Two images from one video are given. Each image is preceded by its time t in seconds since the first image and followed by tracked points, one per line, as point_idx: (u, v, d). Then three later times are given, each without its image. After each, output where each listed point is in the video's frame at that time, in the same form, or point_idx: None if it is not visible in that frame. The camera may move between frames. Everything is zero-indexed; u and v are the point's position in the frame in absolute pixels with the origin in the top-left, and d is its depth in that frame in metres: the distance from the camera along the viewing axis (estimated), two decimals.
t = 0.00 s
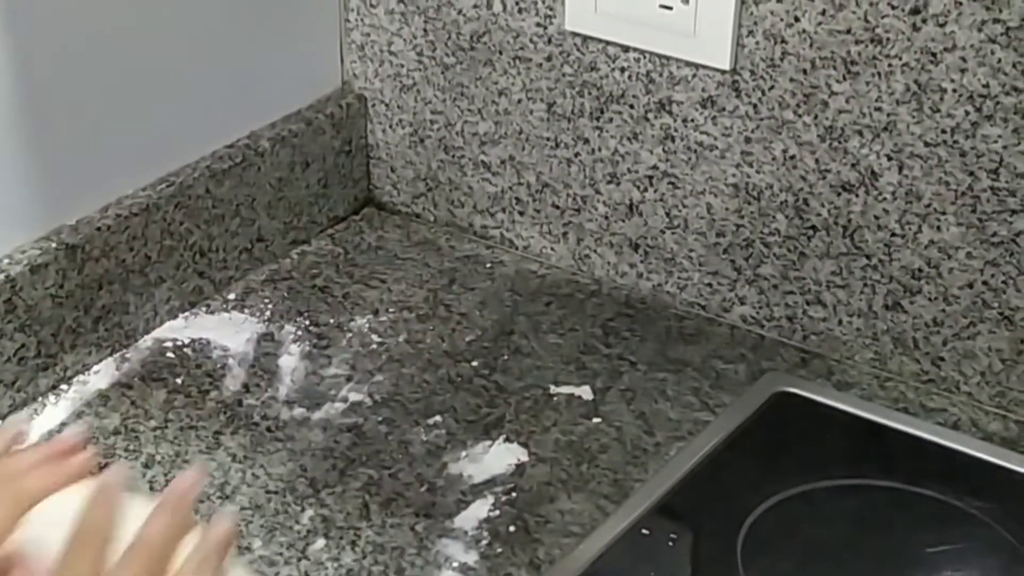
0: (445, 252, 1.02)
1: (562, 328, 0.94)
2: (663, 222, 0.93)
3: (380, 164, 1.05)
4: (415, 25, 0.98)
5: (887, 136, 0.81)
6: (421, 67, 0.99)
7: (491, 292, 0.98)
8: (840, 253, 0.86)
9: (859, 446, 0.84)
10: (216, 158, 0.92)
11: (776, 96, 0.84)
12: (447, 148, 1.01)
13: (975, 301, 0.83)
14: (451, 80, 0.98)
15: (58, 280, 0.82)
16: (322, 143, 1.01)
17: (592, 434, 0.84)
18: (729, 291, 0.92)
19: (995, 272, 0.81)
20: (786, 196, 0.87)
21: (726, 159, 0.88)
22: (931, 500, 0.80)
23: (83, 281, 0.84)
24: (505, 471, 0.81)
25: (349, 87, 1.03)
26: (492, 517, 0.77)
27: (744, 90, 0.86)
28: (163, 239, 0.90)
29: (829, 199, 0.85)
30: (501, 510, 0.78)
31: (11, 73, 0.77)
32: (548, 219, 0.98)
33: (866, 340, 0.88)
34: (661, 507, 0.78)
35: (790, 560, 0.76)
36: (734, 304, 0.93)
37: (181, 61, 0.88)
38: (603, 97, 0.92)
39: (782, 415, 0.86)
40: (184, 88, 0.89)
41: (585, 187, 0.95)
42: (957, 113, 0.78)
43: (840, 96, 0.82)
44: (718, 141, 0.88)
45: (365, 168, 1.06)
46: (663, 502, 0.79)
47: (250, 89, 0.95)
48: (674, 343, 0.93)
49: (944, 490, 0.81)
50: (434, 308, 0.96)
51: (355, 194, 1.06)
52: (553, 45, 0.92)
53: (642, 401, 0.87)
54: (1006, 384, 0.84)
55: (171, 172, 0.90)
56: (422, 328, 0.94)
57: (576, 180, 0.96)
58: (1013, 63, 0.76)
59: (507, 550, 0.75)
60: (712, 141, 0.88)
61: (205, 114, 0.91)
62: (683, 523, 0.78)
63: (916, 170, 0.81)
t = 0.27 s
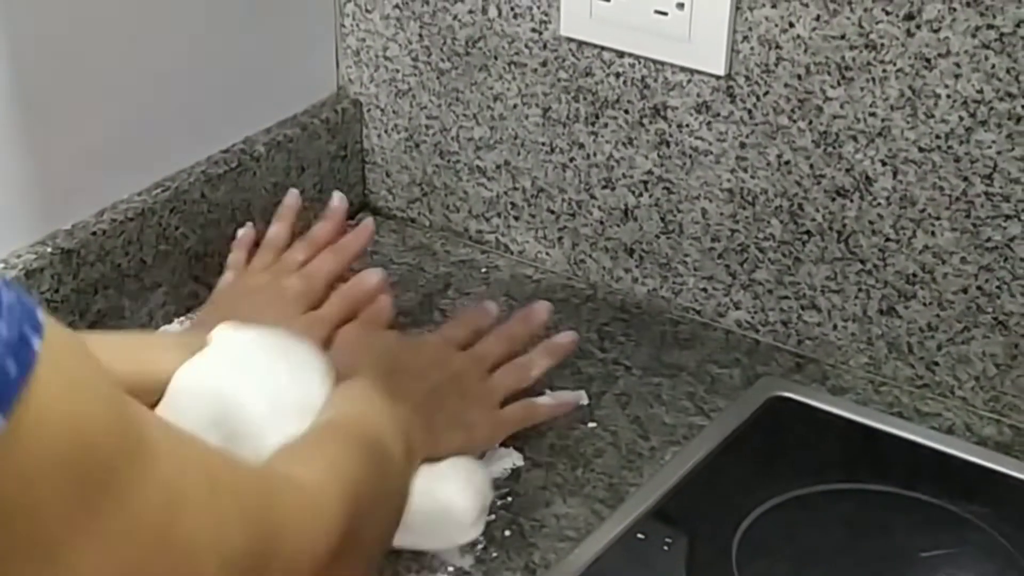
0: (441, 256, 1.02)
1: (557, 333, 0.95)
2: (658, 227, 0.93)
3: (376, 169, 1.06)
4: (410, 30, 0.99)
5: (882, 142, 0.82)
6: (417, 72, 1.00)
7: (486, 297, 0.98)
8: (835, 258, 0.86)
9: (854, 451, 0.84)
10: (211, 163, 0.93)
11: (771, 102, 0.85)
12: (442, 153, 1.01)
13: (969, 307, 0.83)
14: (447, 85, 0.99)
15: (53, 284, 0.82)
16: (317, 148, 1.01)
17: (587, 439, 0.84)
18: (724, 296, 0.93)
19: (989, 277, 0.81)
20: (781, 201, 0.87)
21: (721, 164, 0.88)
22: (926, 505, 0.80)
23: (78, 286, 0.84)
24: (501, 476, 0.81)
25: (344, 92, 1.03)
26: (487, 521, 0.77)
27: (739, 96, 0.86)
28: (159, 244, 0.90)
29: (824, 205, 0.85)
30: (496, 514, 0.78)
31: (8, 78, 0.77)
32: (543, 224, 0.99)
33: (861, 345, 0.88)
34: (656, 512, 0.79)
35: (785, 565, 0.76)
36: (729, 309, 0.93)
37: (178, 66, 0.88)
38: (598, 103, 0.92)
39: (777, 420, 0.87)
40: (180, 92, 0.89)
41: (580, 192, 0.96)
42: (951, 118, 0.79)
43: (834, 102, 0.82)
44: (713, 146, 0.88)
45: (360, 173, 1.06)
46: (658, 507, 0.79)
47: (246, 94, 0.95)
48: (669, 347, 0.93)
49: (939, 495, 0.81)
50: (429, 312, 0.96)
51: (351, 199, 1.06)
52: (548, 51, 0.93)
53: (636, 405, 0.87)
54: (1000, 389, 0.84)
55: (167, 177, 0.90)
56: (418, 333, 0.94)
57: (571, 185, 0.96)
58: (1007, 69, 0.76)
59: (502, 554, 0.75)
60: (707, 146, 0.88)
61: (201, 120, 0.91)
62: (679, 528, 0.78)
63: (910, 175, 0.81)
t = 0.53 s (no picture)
0: (442, 258, 1.02)
1: (559, 334, 0.95)
2: (659, 228, 0.93)
3: (377, 170, 1.06)
4: (412, 32, 0.99)
5: (883, 143, 0.82)
6: (418, 73, 1.00)
7: (487, 298, 0.98)
8: (836, 259, 0.86)
9: (855, 453, 0.84)
10: (213, 164, 0.93)
11: (772, 103, 0.85)
12: (443, 154, 1.01)
13: (971, 308, 0.83)
14: (448, 86, 0.99)
15: (55, 285, 0.82)
16: (318, 149, 1.01)
17: (589, 440, 0.84)
18: (726, 298, 0.93)
19: (990, 278, 0.81)
20: (782, 202, 0.87)
21: (722, 165, 0.88)
22: (927, 507, 0.80)
23: (80, 286, 0.84)
24: (501, 478, 0.81)
25: (346, 93, 1.03)
26: (488, 522, 0.77)
27: (740, 97, 0.86)
28: (160, 245, 0.90)
29: (825, 206, 0.85)
30: (497, 516, 0.78)
31: (7, 77, 0.77)
32: (544, 225, 0.99)
33: (862, 347, 0.88)
34: (657, 513, 0.79)
35: (786, 567, 0.76)
36: (730, 310, 0.93)
37: (178, 67, 0.88)
38: (599, 104, 0.92)
39: (778, 422, 0.87)
40: (181, 94, 0.89)
41: (581, 193, 0.96)
42: (952, 120, 0.79)
43: (836, 103, 0.82)
44: (714, 148, 0.88)
45: (362, 174, 1.06)
46: (659, 508, 0.79)
47: (247, 96, 0.95)
48: (670, 349, 0.93)
49: (940, 497, 0.81)
50: (431, 313, 0.96)
51: (352, 200, 1.06)
52: (549, 52, 0.93)
53: (638, 407, 0.87)
54: (1002, 390, 0.84)
55: (169, 178, 0.90)
56: (419, 334, 0.94)
57: (572, 186, 0.96)
58: (1008, 71, 0.76)
59: (503, 556, 0.75)
60: (708, 147, 0.88)
61: (202, 121, 0.92)
62: (679, 529, 0.78)
63: (911, 177, 0.81)
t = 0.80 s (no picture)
0: (442, 258, 1.03)
1: (559, 335, 0.95)
2: (659, 229, 0.93)
3: (377, 171, 1.06)
4: (412, 33, 0.99)
5: (882, 144, 0.82)
6: (418, 74, 1.00)
7: (487, 299, 0.98)
8: (836, 260, 0.86)
9: (855, 453, 0.84)
10: (213, 165, 0.93)
11: (772, 104, 0.85)
12: (443, 155, 1.01)
13: (970, 308, 0.83)
14: (448, 87, 0.99)
15: (55, 286, 0.82)
16: (318, 151, 1.01)
17: (589, 440, 0.84)
18: (725, 298, 0.93)
19: (990, 279, 0.81)
20: (782, 203, 0.87)
21: (722, 166, 0.88)
22: (927, 507, 0.80)
23: (80, 288, 0.84)
24: (501, 478, 0.81)
25: (346, 94, 1.04)
26: (488, 523, 0.77)
27: (740, 98, 0.86)
28: (160, 246, 0.90)
29: (825, 207, 0.85)
30: (497, 516, 0.78)
31: (7, 77, 0.77)
32: (544, 226, 0.99)
33: (862, 347, 0.88)
34: (657, 514, 0.79)
35: (787, 567, 0.76)
36: (730, 311, 0.93)
37: (178, 67, 0.88)
38: (599, 105, 0.92)
39: (778, 422, 0.87)
40: (180, 94, 0.89)
41: (581, 194, 0.96)
42: (951, 121, 0.79)
43: (835, 104, 0.82)
44: (714, 148, 0.88)
45: (361, 175, 1.06)
46: (659, 509, 0.79)
47: (246, 96, 0.95)
48: (670, 349, 0.93)
49: (940, 497, 0.81)
50: (431, 314, 0.96)
51: (352, 201, 1.06)
52: (549, 53, 0.93)
53: (637, 407, 0.87)
54: (1002, 391, 0.84)
55: (169, 179, 0.90)
56: (419, 335, 0.94)
57: (572, 187, 0.96)
58: (1007, 71, 0.76)
59: (504, 557, 0.75)
60: (708, 148, 0.89)
61: (202, 122, 0.92)
62: (679, 530, 0.78)
63: (911, 177, 0.81)
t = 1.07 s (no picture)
0: (444, 260, 1.03)
1: (560, 337, 0.95)
2: (661, 230, 0.93)
3: (379, 172, 1.06)
4: (414, 34, 0.99)
5: (884, 146, 0.82)
6: (420, 76, 1.00)
7: (489, 301, 0.98)
8: (838, 262, 0.86)
9: (856, 455, 0.84)
10: (214, 166, 0.93)
11: (774, 106, 0.85)
12: (445, 157, 1.01)
13: (972, 310, 0.83)
14: (450, 88, 0.99)
15: (57, 288, 0.82)
16: (320, 152, 1.01)
17: (591, 442, 0.84)
18: (727, 300, 0.93)
19: (992, 281, 0.81)
20: (784, 205, 0.87)
21: (724, 167, 0.88)
22: (928, 509, 0.80)
23: (82, 289, 0.84)
24: (503, 480, 0.81)
25: (348, 96, 1.04)
26: (490, 524, 0.77)
27: (742, 100, 0.86)
28: (162, 247, 0.90)
29: (827, 209, 0.85)
30: (499, 518, 0.78)
31: (8, 78, 0.77)
32: (546, 227, 0.99)
33: (864, 349, 0.88)
34: (659, 515, 0.79)
35: (788, 568, 0.76)
36: (731, 312, 0.93)
37: (180, 68, 0.88)
38: (600, 106, 0.92)
39: (779, 424, 0.87)
40: (182, 95, 0.89)
41: (582, 196, 0.96)
42: (953, 122, 0.79)
43: (837, 105, 0.82)
44: (716, 150, 0.88)
45: (363, 176, 1.06)
46: (661, 511, 0.79)
47: (248, 97, 0.95)
48: (672, 351, 0.93)
49: (942, 499, 0.81)
50: (433, 316, 0.96)
51: (354, 203, 1.06)
52: (551, 54, 0.93)
53: (639, 409, 0.87)
54: (1004, 393, 0.84)
55: (171, 180, 0.90)
56: (421, 336, 0.94)
57: (574, 189, 0.96)
58: (1009, 73, 0.76)
59: (505, 558, 0.75)
60: (710, 149, 0.88)
61: (203, 122, 0.92)
62: (681, 531, 0.78)
63: (913, 179, 0.81)
